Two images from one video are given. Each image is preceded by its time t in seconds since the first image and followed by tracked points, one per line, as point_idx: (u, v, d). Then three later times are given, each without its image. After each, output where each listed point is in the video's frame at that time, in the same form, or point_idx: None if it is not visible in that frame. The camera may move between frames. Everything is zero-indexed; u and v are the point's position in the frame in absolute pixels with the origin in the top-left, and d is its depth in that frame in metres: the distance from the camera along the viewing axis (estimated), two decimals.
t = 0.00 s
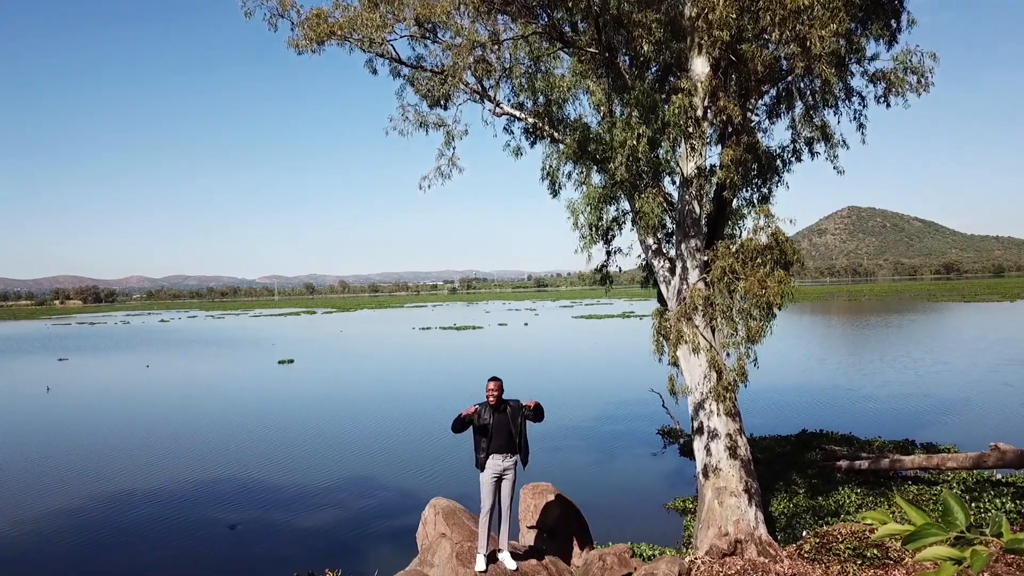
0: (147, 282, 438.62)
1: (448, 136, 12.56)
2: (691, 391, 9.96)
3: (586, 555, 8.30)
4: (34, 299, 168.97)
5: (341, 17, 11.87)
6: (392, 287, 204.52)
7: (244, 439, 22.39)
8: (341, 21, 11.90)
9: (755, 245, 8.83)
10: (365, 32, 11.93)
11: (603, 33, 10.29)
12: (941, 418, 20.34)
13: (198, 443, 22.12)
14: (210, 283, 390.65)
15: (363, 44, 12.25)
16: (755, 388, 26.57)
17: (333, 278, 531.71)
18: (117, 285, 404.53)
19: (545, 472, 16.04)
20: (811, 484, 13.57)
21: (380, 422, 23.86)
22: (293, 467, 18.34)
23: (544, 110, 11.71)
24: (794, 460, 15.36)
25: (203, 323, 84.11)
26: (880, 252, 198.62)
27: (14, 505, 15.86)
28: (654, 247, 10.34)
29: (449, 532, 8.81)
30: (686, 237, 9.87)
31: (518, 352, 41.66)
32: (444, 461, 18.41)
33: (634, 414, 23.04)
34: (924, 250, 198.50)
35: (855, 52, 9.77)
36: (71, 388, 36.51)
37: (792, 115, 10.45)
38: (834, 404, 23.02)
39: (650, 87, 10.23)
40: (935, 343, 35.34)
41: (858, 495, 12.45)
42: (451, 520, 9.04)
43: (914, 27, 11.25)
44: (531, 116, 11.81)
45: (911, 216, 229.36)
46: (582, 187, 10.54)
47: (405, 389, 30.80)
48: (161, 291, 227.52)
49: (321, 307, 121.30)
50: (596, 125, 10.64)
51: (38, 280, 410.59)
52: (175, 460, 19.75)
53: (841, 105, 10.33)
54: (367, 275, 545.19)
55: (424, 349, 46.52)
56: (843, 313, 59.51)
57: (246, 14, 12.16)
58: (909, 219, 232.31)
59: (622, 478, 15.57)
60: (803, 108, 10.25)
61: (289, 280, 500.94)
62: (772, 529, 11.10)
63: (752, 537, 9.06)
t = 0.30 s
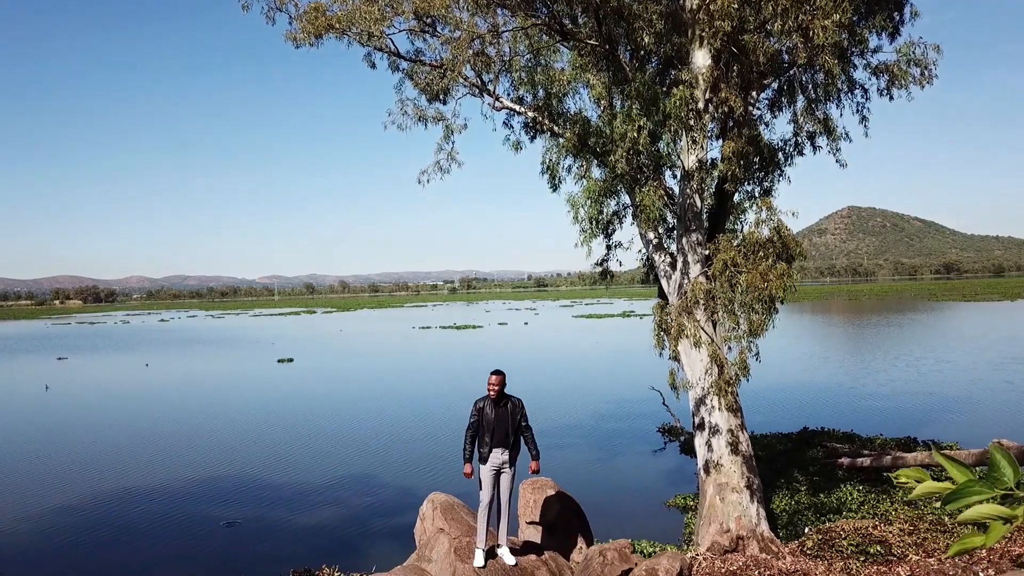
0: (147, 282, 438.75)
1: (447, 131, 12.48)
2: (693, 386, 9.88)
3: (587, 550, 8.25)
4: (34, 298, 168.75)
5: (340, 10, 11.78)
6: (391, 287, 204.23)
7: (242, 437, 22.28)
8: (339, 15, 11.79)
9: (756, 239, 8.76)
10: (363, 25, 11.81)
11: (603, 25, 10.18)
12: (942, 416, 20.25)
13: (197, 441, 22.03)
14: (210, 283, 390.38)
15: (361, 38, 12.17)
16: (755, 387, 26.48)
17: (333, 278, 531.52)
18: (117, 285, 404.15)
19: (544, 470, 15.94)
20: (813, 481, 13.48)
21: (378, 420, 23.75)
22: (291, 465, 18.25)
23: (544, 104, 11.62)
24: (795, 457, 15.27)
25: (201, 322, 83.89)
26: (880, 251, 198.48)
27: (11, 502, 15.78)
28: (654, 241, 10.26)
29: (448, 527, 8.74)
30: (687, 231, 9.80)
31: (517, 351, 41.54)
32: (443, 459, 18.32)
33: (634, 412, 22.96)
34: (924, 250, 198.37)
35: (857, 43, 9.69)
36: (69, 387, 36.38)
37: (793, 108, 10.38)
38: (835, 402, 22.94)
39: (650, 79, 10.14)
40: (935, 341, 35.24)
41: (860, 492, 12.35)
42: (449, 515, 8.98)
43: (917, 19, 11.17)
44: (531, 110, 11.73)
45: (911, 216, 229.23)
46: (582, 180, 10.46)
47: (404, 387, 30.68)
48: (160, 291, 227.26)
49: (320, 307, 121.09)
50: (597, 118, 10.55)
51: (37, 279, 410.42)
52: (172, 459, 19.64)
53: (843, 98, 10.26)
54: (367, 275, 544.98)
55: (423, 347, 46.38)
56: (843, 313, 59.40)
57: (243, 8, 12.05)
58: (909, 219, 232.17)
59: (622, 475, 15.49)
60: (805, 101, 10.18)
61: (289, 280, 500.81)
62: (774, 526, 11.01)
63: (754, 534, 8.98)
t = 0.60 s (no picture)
0: (147, 282, 438.71)
1: (446, 126, 12.37)
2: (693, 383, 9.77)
3: (587, 548, 8.10)
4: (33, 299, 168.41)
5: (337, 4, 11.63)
6: (391, 287, 204.03)
7: (240, 436, 22.13)
8: (336, 8, 11.65)
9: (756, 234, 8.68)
10: (360, 20, 11.68)
11: (602, 18, 10.05)
12: (943, 415, 20.15)
13: (193, 441, 21.89)
14: (209, 283, 390.26)
15: (359, 32, 12.05)
16: (755, 387, 26.34)
17: (333, 279, 531.18)
18: (116, 285, 404.07)
19: (543, 469, 15.83)
20: (814, 481, 13.36)
21: (377, 419, 23.63)
22: (289, 465, 18.12)
23: (543, 99, 11.49)
24: (796, 456, 15.15)
25: (199, 322, 83.62)
26: (880, 252, 198.36)
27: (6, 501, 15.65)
28: (654, 237, 10.15)
29: (444, 526, 8.63)
30: (687, 226, 9.69)
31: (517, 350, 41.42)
32: (442, 458, 18.22)
33: (634, 411, 22.84)
34: (924, 250, 198.18)
35: (860, 35, 9.59)
36: (66, 387, 36.20)
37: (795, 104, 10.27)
38: (835, 401, 22.83)
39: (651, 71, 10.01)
40: (936, 341, 35.10)
41: (861, 491, 12.23)
42: (445, 514, 8.87)
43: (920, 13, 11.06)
44: (530, 105, 11.61)
45: (910, 216, 229.15)
46: (581, 176, 10.33)
47: (403, 387, 30.56)
48: (159, 291, 226.97)
49: (319, 307, 120.83)
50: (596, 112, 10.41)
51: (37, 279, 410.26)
52: (169, 458, 19.51)
53: (845, 92, 10.17)
54: (367, 276, 544.86)
55: (423, 347, 46.23)
56: (843, 313, 59.27)
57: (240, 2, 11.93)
58: (909, 219, 232.04)
59: (621, 474, 15.38)
60: (807, 96, 10.08)
61: (289, 280, 500.70)
62: (774, 525, 10.90)
63: (755, 533, 8.86)
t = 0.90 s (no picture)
0: (147, 282, 438.75)
1: (445, 124, 12.27)
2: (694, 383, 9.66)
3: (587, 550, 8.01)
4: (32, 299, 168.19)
5: None
6: (391, 287, 203.84)
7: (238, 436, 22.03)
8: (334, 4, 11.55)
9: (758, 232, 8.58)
10: (358, 16, 11.59)
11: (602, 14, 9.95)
12: (944, 415, 20.06)
13: (191, 441, 21.78)
14: (209, 283, 390.23)
15: (357, 29, 11.95)
16: (755, 387, 26.23)
17: (332, 279, 530.88)
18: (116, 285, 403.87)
19: (543, 470, 15.71)
20: (816, 481, 13.26)
21: (376, 420, 23.51)
22: (287, 465, 18.01)
23: (542, 96, 11.39)
24: (798, 457, 15.03)
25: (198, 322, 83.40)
26: (880, 251, 198.20)
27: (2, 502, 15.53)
28: (655, 234, 10.05)
29: (441, 528, 8.54)
30: (688, 225, 9.59)
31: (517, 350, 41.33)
32: (442, 458, 18.12)
33: (634, 411, 22.74)
34: (924, 250, 197.98)
35: (863, 30, 9.50)
36: (65, 387, 36.04)
37: (797, 101, 10.19)
38: (836, 401, 22.73)
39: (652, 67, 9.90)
40: (936, 340, 34.95)
41: (864, 492, 12.12)
42: (443, 516, 8.78)
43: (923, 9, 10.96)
44: (529, 102, 11.52)
45: (910, 216, 229.00)
46: (581, 173, 10.23)
47: (402, 387, 30.44)
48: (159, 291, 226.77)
49: (318, 307, 120.61)
50: (596, 109, 10.30)
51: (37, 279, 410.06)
52: (167, 458, 19.39)
53: (847, 89, 10.08)
54: (367, 276, 544.63)
55: (422, 347, 46.14)
56: (843, 313, 59.14)
57: None
58: (909, 219, 231.86)
59: (622, 474, 15.29)
60: (809, 93, 9.99)
61: (289, 280, 500.50)
62: (776, 526, 10.80)
63: (757, 535, 8.75)
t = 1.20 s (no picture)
0: (147, 282, 438.80)
1: (444, 122, 12.17)
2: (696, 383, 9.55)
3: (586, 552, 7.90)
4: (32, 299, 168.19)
5: None
6: (390, 287, 203.66)
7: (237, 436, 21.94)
8: None
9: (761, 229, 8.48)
10: (356, 13, 11.47)
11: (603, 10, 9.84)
12: (946, 415, 19.95)
13: (190, 441, 21.69)
14: (209, 283, 390.24)
15: (354, 26, 11.83)
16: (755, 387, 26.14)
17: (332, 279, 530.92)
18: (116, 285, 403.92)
19: (544, 470, 15.61)
20: (818, 482, 13.16)
21: (376, 420, 23.42)
22: (286, 465, 17.91)
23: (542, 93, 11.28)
24: (800, 457, 14.93)
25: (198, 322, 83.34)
26: (880, 251, 198.04)
27: None
28: (656, 233, 9.94)
29: (439, 530, 8.43)
30: (689, 223, 9.48)
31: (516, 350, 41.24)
32: (442, 459, 18.02)
33: (635, 411, 22.65)
34: (924, 250, 197.80)
35: (866, 26, 9.40)
36: (63, 387, 35.93)
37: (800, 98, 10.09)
38: (837, 402, 22.62)
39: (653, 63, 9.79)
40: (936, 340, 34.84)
41: (867, 493, 12.02)
42: (441, 518, 8.67)
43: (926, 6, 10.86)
44: (528, 100, 11.42)
45: (910, 216, 228.87)
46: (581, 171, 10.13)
47: (402, 387, 30.36)
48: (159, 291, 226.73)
49: (318, 307, 120.48)
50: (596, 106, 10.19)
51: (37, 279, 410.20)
52: (165, 458, 19.29)
53: (850, 86, 9.98)
54: (367, 276, 544.58)
55: (422, 347, 46.07)
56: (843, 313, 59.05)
57: None
58: (909, 219, 231.71)
59: (622, 475, 15.19)
60: (812, 89, 9.87)
61: (289, 280, 500.51)
62: (778, 527, 10.70)
63: (759, 537, 8.65)
